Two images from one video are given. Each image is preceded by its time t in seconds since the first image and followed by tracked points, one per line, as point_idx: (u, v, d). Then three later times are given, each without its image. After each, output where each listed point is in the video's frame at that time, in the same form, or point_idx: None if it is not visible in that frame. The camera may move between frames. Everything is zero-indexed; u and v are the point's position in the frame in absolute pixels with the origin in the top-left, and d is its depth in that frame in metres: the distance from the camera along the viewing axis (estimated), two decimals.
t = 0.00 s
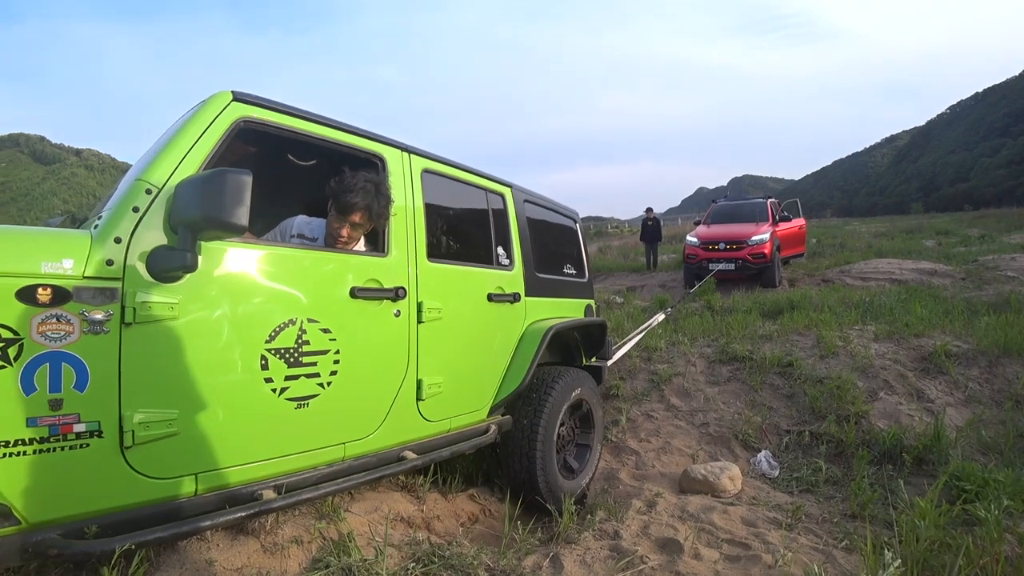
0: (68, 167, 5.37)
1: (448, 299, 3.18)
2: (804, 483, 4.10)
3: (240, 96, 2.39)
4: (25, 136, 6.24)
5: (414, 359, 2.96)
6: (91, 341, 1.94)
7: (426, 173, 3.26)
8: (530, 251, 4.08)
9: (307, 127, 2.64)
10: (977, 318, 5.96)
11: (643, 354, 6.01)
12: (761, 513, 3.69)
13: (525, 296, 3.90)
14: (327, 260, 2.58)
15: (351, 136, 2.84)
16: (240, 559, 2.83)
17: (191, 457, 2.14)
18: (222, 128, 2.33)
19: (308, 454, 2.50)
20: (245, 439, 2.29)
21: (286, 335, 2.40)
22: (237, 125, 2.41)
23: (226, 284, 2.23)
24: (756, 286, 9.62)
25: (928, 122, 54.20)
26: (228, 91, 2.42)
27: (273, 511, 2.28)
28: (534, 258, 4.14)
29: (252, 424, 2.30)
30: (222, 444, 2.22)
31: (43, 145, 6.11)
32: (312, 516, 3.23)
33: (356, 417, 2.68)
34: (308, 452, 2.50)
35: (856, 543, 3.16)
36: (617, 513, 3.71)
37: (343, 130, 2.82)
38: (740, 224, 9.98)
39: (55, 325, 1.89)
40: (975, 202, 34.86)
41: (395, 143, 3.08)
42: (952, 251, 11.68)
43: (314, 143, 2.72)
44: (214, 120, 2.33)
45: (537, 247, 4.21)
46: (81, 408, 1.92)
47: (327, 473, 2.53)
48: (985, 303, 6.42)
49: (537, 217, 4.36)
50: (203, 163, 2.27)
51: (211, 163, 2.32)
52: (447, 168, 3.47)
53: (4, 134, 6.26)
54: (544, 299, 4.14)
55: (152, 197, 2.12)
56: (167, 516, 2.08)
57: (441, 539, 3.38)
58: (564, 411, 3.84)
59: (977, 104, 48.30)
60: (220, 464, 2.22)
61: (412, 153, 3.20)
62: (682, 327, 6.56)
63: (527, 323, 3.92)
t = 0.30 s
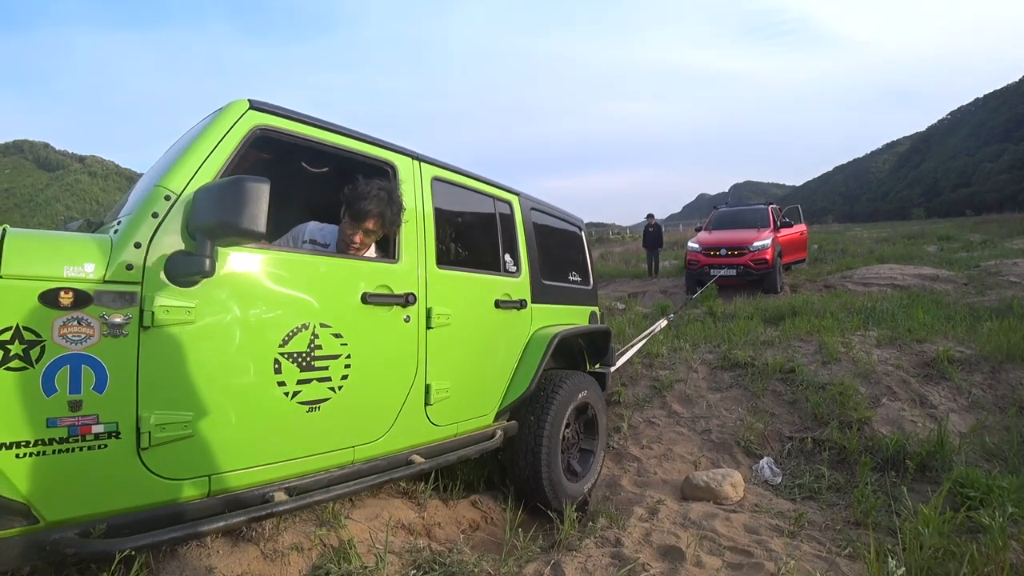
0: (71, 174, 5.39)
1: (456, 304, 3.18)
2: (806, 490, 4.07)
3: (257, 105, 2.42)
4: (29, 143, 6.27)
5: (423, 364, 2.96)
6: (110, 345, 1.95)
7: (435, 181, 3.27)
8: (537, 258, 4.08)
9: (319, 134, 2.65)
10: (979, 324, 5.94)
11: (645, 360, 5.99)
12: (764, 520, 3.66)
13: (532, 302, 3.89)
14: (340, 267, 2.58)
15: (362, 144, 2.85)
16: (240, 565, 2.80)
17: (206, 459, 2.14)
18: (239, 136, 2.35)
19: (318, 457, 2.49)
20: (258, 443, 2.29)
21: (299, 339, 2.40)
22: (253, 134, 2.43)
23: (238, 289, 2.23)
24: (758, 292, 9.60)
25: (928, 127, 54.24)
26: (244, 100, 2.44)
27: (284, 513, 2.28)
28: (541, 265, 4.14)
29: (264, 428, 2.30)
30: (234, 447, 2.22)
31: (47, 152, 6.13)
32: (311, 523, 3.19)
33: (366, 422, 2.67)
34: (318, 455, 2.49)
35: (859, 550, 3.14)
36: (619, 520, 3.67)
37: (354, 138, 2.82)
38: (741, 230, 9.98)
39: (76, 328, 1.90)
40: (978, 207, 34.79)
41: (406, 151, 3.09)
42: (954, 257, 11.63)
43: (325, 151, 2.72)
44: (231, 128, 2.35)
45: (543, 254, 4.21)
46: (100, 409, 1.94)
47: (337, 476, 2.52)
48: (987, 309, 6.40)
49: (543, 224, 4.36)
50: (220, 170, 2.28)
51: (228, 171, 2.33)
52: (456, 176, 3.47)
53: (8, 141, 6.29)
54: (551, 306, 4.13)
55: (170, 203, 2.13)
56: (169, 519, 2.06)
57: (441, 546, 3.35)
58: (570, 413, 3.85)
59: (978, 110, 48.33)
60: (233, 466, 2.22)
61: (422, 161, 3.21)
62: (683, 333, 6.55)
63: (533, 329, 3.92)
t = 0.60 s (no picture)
0: (74, 177, 5.39)
1: (462, 305, 3.18)
2: (809, 493, 4.05)
3: (266, 108, 2.42)
4: (33, 146, 6.28)
5: (429, 364, 2.96)
6: (122, 343, 1.95)
7: (441, 184, 3.26)
8: (541, 260, 4.07)
9: (327, 137, 2.65)
10: (982, 326, 5.92)
11: (646, 363, 5.98)
12: (767, 524, 3.65)
13: (536, 304, 3.88)
14: (348, 268, 2.58)
15: (369, 146, 2.84)
16: (242, 568, 2.78)
17: (215, 458, 2.15)
18: (248, 138, 2.36)
19: (325, 456, 2.49)
20: (266, 442, 2.29)
21: (307, 339, 2.40)
22: (261, 136, 2.43)
23: (246, 288, 2.23)
24: (760, 295, 9.58)
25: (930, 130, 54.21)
26: (254, 102, 2.45)
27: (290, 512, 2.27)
28: (545, 268, 4.13)
29: (272, 427, 2.30)
30: (244, 445, 2.22)
31: (50, 155, 6.14)
32: (312, 525, 3.17)
33: (373, 421, 2.67)
34: (325, 454, 2.49)
35: (864, 553, 3.11)
36: (621, 523, 3.64)
37: (361, 140, 2.82)
38: (743, 233, 9.96)
39: (89, 326, 1.90)
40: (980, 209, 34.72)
41: (412, 154, 3.09)
42: (957, 259, 11.61)
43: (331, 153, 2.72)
44: (241, 130, 2.36)
45: (546, 257, 4.20)
46: (113, 407, 1.94)
47: (343, 475, 2.52)
48: (990, 311, 6.38)
49: (547, 227, 4.35)
50: (230, 173, 2.29)
51: (238, 173, 2.34)
52: (462, 178, 3.46)
53: (11, 145, 6.30)
54: (554, 308, 4.12)
55: (182, 205, 2.13)
56: (169, 519, 2.04)
57: (443, 550, 3.34)
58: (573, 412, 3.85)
59: (979, 112, 48.30)
60: (241, 464, 2.22)
61: (428, 163, 3.21)
62: (685, 336, 6.53)
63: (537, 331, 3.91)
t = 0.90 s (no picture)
0: (80, 179, 5.40)
1: (469, 304, 3.17)
2: (815, 495, 4.03)
3: (278, 109, 2.43)
4: (40, 148, 6.30)
5: (437, 362, 2.95)
6: (137, 340, 1.96)
7: (448, 184, 3.26)
8: (546, 260, 4.06)
9: (335, 137, 2.66)
10: (990, 327, 5.87)
11: (651, 364, 5.96)
12: (772, 526, 3.62)
13: (542, 304, 3.87)
14: (358, 266, 2.58)
15: (377, 146, 2.85)
16: (245, 568, 2.77)
17: (227, 453, 2.15)
18: (260, 139, 2.36)
19: (335, 452, 2.48)
20: (277, 438, 2.28)
21: (318, 337, 2.40)
22: (273, 136, 2.44)
23: (258, 285, 2.23)
24: (765, 295, 9.54)
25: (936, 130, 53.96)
26: (264, 103, 2.45)
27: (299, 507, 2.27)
28: (550, 268, 4.12)
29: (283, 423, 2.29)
30: (257, 441, 2.22)
31: (57, 157, 6.16)
32: (316, 525, 3.16)
33: (381, 418, 2.66)
34: (335, 450, 2.49)
35: (870, 557, 3.09)
36: (625, 525, 3.62)
37: (369, 140, 2.82)
38: (748, 234, 9.92)
39: (106, 323, 1.92)
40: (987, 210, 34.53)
41: (420, 154, 3.09)
42: (964, 260, 11.55)
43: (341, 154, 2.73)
44: (253, 132, 2.37)
45: (552, 257, 4.19)
46: (129, 402, 1.95)
47: (353, 472, 2.52)
48: (997, 312, 6.33)
49: (552, 227, 4.34)
50: (242, 173, 2.29)
51: (250, 173, 2.34)
52: (469, 179, 3.46)
53: (18, 147, 6.33)
54: (560, 308, 4.11)
55: (195, 204, 2.13)
56: (174, 515, 2.04)
57: (447, 551, 3.32)
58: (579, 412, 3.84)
59: (986, 112, 48.06)
60: (253, 459, 2.22)
61: (435, 163, 3.21)
62: (690, 337, 6.50)
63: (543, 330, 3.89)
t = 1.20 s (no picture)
0: (82, 176, 5.41)
1: (478, 304, 3.17)
2: (816, 499, 4.02)
3: (294, 108, 2.45)
4: (43, 145, 6.31)
5: (446, 359, 2.95)
6: (156, 333, 1.97)
7: (458, 185, 3.26)
8: (552, 262, 4.06)
9: (349, 137, 2.67)
10: (992, 332, 5.85)
11: (652, 366, 5.95)
12: (772, 529, 3.61)
13: (548, 305, 3.87)
14: (369, 264, 2.58)
15: (388, 146, 2.86)
16: (244, 567, 2.76)
17: (241, 445, 2.16)
18: (276, 139, 2.38)
19: (344, 447, 2.49)
20: (289, 432, 2.29)
21: (329, 333, 2.41)
22: (288, 136, 2.46)
23: (271, 281, 2.24)
24: (767, 298, 9.52)
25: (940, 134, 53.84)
26: (280, 103, 2.48)
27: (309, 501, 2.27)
28: (556, 269, 4.11)
29: (295, 417, 2.30)
30: (269, 435, 2.23)
31: (60, 154, 6.16)
32: (315, 525, 3.15)
33: (391, 414, 2.66)
34: (345, 445, 2.49)
35: (870, 561, 3.08)
36: (625, 527, 3.61)
37: (381, 141, 2.83)
38: (750, 236, 9.91)
39: (126, 317, 1.93)
40: (990, 213, 34.44)
41: (430, 155, 3.10)
42: (966, 264, 11.50)
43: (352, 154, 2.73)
44: (269, 131, 2.38)
45: (558, 258, 4.18)
46: (147, 395, 1.96)
47: (362, 467, 2.52)
48: (999, 316, 6.31)
49: (558, 229, 4.34)
50: (259, 171, 2.30)
51: (266, 172, 2.35)
52: (478, 180, 3.46)
53: (22, 143, 6.33)
54: (566, 309, 4.10)
55: (214, 201, 2.14)
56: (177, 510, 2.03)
57: (446, 551, 3.32)
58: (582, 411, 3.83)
59: (990, 116, 47.95)
60: (265, 453, 2.23)
61: (445, 164, 3.21)
62: (691, 339, 6.49)
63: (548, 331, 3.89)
